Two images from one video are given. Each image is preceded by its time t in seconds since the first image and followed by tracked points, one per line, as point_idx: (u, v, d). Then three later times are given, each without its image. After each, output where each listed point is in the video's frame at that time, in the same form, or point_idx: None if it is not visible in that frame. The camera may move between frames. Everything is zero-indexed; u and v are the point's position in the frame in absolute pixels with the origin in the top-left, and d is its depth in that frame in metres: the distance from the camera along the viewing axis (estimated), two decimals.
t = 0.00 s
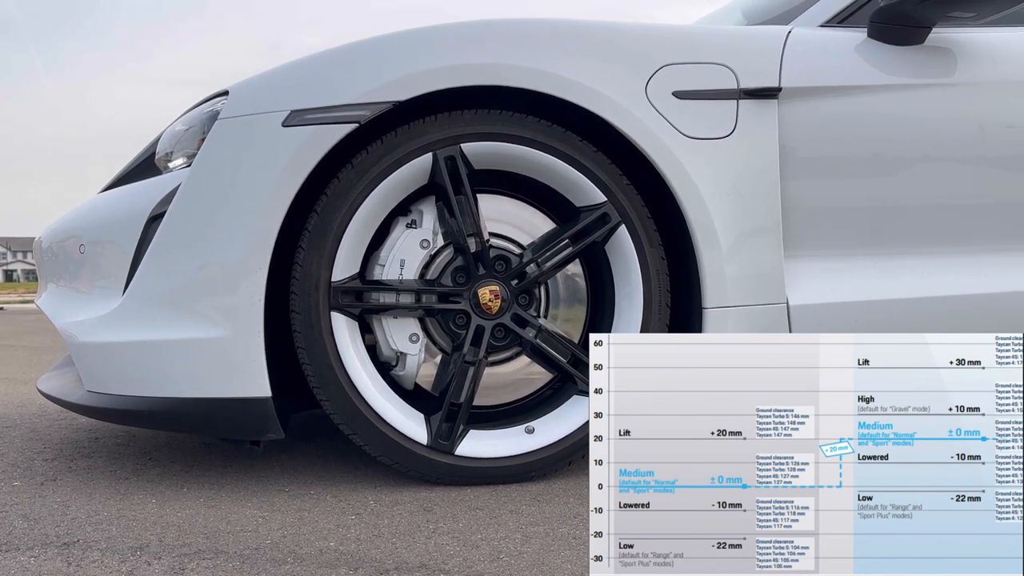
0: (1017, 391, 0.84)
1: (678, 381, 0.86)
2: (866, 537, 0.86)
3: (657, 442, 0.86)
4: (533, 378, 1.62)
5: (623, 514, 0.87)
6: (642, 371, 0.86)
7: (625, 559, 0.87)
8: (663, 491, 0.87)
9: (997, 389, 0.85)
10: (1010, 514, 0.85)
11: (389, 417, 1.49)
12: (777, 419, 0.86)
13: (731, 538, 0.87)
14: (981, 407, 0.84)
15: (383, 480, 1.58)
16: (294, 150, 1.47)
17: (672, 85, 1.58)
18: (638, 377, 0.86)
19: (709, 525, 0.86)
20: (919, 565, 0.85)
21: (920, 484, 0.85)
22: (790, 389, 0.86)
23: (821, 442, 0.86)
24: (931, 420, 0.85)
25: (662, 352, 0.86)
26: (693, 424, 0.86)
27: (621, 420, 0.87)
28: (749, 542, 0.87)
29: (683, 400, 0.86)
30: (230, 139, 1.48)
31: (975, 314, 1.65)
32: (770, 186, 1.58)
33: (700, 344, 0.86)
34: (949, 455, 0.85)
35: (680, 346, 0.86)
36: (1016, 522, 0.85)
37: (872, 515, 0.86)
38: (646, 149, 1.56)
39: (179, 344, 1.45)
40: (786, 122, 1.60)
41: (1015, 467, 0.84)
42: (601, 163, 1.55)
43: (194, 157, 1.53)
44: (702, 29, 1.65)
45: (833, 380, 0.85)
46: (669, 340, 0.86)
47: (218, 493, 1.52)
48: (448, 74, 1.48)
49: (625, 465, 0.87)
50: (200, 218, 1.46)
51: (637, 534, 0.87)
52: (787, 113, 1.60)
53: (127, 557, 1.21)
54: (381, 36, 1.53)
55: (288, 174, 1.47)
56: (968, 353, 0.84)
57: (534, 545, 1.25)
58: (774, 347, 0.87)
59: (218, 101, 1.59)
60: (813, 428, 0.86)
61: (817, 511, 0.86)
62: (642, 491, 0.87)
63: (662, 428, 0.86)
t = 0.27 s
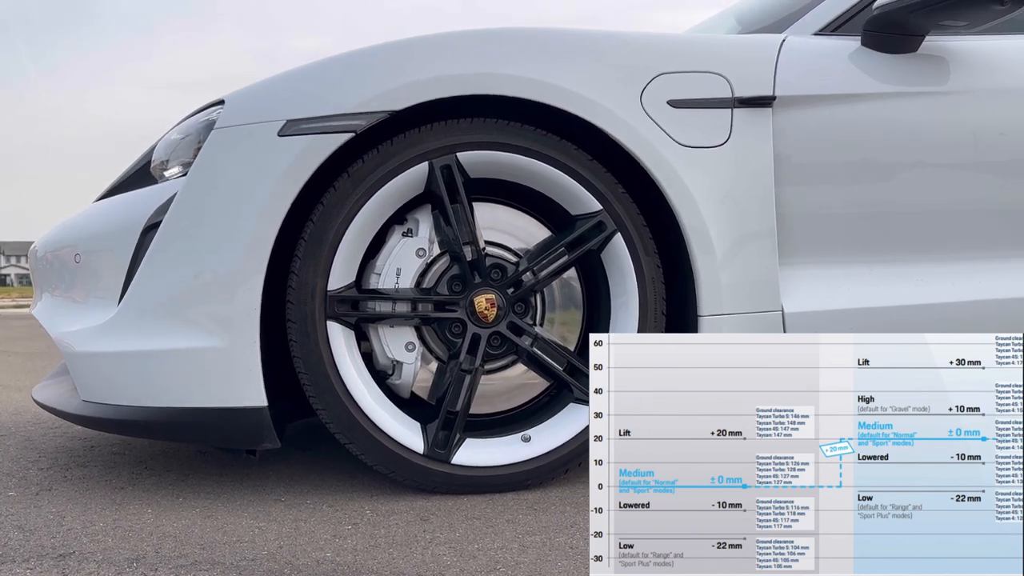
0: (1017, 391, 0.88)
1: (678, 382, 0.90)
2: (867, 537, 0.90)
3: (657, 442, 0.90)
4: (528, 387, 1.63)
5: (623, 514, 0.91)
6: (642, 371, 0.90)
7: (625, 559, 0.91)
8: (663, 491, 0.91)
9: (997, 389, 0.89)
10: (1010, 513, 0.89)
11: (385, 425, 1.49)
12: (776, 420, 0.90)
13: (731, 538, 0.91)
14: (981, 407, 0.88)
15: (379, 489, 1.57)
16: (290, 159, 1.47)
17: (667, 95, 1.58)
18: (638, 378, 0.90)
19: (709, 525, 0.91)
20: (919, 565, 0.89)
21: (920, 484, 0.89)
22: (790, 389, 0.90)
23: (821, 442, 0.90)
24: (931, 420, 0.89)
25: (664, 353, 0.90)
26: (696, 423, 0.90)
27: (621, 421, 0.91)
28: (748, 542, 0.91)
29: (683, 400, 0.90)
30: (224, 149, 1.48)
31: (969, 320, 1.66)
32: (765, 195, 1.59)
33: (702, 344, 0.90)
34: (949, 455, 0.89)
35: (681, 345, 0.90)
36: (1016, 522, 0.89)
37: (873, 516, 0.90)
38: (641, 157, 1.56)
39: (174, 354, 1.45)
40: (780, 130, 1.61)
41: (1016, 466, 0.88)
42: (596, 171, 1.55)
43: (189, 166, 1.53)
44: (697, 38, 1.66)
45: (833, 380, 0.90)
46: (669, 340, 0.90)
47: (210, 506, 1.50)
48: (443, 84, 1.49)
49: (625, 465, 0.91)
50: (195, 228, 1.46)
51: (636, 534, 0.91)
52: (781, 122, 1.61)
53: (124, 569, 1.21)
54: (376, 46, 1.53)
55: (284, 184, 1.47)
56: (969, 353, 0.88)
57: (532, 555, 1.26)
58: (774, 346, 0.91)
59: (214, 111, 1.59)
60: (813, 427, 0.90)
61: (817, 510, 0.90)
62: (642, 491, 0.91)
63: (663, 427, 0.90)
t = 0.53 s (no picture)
0: (1017, 391, 0.89)
1: (678, 382, 0.91)
2: (867, 536, 0.91)
3: (657, 442, 0.91)
4: (528, 391, 1.63)
5: (623, 514, 0.92)
6: (642, 371, 0.91)
7: (625, 559, 0.91)
8: (663, 491, 0.91)
9: (997, 389, 0.89)
10: (1010, 513, 0.90)
11: (385, 430, 1.50)
12: (776, 420, 0.90)
13: (732, 538, 0.91)
14: (981, 407, 0.89)
15: (379, 494, 1.58)
16: (290, 164, 1.47)
17: (665, 100, 1.59)
18: (638, 378, 0.91)
19: (709, 524, 0.91)
20: (919, 565, 0.90)
21: (920, 484, 0.90)
22: (790, 389, 0.91)
23: (821, 442, 0.90)
24: (932, 421, 0.89)
25: (664, 353, 0.91)
26: (696, 423, 0.91)
27: (621, 420, 0.92)
28: (749, 542, 0.91)
29: (683, 400, 0.91)
30: (225, 154, 1.49)
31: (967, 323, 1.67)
32: (763, 199, 1.59)
33: (702, 344, 0.91)
34: (949, 455, 0.89)
35: (681, 346, 0.91)
36: (1016, 522, 0.90)
37: (873, 515, 0.90)
38: (640, 163, 1.57)
39: (174, 360, 1.45)
40: (778, 135, 1.62)
41: (1015, 466, 0.89)
42: (595, 176, 1.56)
43: (189, 172, 1.53)
44: (695, 43, 1.67)
45: (833, 380, 0.90)
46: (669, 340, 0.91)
47: (211, 511, 1.50)
48: (443, 90, 1.49)
49: (625, 466, 0.91)
50: (196, 233, 1.47)
51: (636, 534, 0.91)
52: (778, 126, 1.62)
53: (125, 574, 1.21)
54: (376, 52, 1.54)
55: (284, 189, 1.47)
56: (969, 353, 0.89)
57: (533, 559, 1.26)
58: (774, 347, 0.91)
59: (213, 116, 1.59)
60: (813, 428, 0.90)
61: (817, 510, 0.91)
62: (642, 491, 0.91)
63: (663, 427, 0.91)
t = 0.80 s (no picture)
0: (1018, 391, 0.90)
1: (678, 382, 0.94)
2: (867, 536, 0.93)
3: (657, 442, 0.94)
4: (527, 401, 1.63)
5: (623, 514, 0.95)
6: (643, 371, 0.94)
7: (625, 559, 0.95)
8: (663, 491, 0.94)
9: (997, 389, 0.91)
10: (1010, 513, 0.92)
11: (384, 441, 1.49)
12: (776, 420, 0.93)
13: (732, 538, 0.94)
14: (981, 407, 0.91)
15: (378, 505, 1.57)
16: (289, 176, 1.48)
17: (664, 111, 1.60)
18: (639, 378, 0.93)
19: (709, 524, 0.94)
20: (919, 565, 0.92)
21: (921, 484, 0.92)
22: (791, 389, 0.93)
23: (821, 442, 0.93)
24: (932, 421, 0.91)
25: (665, 354, 0.94)
26: (697, 423, 0.94)
27: (622, 420, 0.94)
28: (748, 541, 0.95)
29: (683, 400, 0.94)
30: (223, 166, 1.49)
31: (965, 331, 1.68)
32: (761, 209, 1.60)
33: (702, 344, 0.94)
34: (949, 455, 0.91)
35: (681, 346, 0.94)
36: (1016, 522, 0.92)
37: (873, 515, 0.93)
38: (639, 173, 1.57)
39: (172, 371, 1.45)
40: (776, 145, 1.63)
41: (1015, 466, 0.91)
42: (593, 186, 1.56)
43: (188, 182, 1.53)
44: (693, 53, 1.67)
45: (834, 380, 0.92)
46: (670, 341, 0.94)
47: (210, 522, 1.50)
48: (442, 101, 1.50)
49: (625, 465, 0.94)
50: (194, 244, 1.46)
51: (636, 535, 0.94)
52: (776, 137, 1.63)
53: None
54: (375, 62, 1.54)
55: (283, 200, 1.47)
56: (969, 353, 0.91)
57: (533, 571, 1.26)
58: (773, 347, 0.94)
59: (213, 125, 1.59)
60: (813, 427, 0.93)
61: (817, 510, 0.93)
62: (642, 491, 0.94)
63: (663, 427, 0.94)
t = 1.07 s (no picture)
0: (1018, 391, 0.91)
1: (678, 382, 0.94)
2: (867, 536, 0.93)
3: (657, 442, 0.94)
4: (522, 406, 1.63)
5: (624, 514, 0.95)
6: (643, 371, 0.94)
7: (625, 559, 0.94)
8: (663, 491, 0.94)
9: (997, 389, 0.91)
10: (1010, 513, 0.92)
11: (378, 447, 1.49)
12: (776, 420, 0.93)
13: (732, 538, 0.94)
14: (981, 407, 0.91)
15: (372, 511, 1.57)
16: (283, 181, 1.47)
17: (658, 116, 1.60)
18: (639, 378, 0.93)
19: (709, 524, 0.94)
20: (919, 565, 0.92)
21: (921, 484, 0.92)
22: (790, 389, 0.93)
23: (821, 442, 0.93)
24: (932, 421, 0.91)
25: (664, 354, 0.94)
26: (697, 423, 0.93)
27: (622, 421, 0.94)
28: (749, 541, 0.94)
29: (683, 400, 0.94)
30: (217, 171, 1.48)
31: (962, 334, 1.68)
32: (756, 214, 1.60)
33: (701, 344, 0.94)
34: (949, 455, 0.91)
35: (680, 346, 0.94)
36: (1016, 522, 0.92)
37: (873, 515, 0.93)
38: (634, 178, 1.58)
39: (165, 377, 1.44)
40: (770, 150, 1.63)
41: (1015, 466, 0.91)
42: (587, 192, 1.56)
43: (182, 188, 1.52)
44: (688, 59, 1.68)
45: (834, 380, 0.93)
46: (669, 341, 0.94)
47: (203, 529, 1.49)
48: (437, 106, 1.50)
49: (625, 465, 0.94)
50: (187, 250, 1.46)
51: (636, 535, 0.94)
52: (770, 142, 1.63)
53: None
54: (371, 67, 1.54)
55: (277, 206, 1.47)
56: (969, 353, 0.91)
57: None
58: (773, 347, 0.94)
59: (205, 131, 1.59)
60: (813, 427, 0.93)
61: (817, 511, 0.93)
62: (642, 491, 0.94)
63: (663, 427, 0.93)
